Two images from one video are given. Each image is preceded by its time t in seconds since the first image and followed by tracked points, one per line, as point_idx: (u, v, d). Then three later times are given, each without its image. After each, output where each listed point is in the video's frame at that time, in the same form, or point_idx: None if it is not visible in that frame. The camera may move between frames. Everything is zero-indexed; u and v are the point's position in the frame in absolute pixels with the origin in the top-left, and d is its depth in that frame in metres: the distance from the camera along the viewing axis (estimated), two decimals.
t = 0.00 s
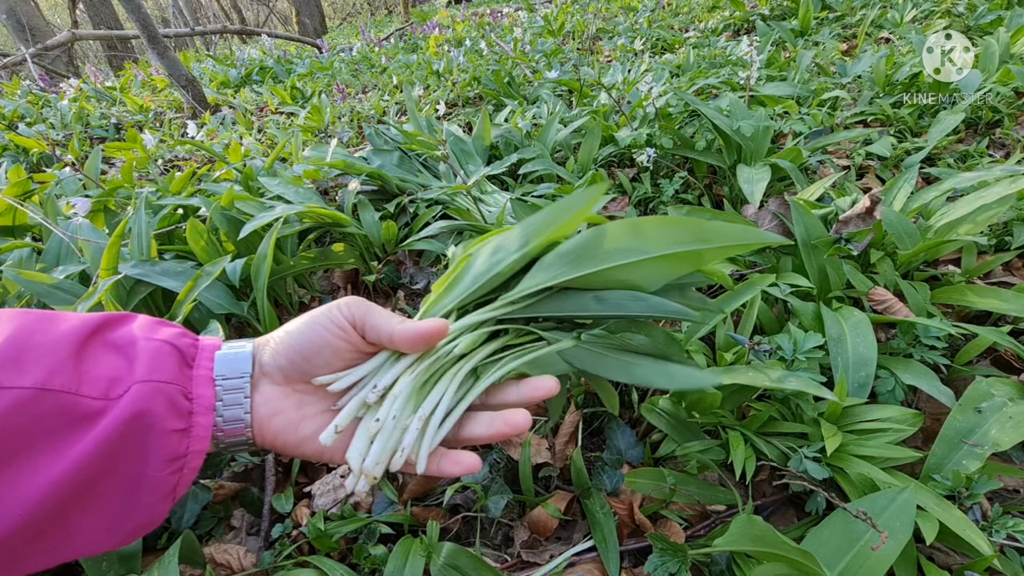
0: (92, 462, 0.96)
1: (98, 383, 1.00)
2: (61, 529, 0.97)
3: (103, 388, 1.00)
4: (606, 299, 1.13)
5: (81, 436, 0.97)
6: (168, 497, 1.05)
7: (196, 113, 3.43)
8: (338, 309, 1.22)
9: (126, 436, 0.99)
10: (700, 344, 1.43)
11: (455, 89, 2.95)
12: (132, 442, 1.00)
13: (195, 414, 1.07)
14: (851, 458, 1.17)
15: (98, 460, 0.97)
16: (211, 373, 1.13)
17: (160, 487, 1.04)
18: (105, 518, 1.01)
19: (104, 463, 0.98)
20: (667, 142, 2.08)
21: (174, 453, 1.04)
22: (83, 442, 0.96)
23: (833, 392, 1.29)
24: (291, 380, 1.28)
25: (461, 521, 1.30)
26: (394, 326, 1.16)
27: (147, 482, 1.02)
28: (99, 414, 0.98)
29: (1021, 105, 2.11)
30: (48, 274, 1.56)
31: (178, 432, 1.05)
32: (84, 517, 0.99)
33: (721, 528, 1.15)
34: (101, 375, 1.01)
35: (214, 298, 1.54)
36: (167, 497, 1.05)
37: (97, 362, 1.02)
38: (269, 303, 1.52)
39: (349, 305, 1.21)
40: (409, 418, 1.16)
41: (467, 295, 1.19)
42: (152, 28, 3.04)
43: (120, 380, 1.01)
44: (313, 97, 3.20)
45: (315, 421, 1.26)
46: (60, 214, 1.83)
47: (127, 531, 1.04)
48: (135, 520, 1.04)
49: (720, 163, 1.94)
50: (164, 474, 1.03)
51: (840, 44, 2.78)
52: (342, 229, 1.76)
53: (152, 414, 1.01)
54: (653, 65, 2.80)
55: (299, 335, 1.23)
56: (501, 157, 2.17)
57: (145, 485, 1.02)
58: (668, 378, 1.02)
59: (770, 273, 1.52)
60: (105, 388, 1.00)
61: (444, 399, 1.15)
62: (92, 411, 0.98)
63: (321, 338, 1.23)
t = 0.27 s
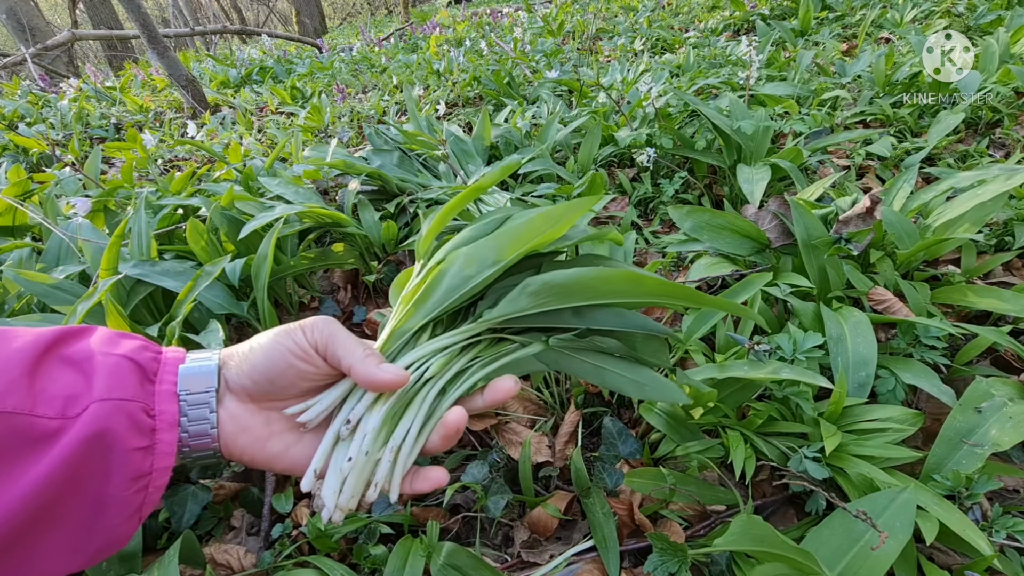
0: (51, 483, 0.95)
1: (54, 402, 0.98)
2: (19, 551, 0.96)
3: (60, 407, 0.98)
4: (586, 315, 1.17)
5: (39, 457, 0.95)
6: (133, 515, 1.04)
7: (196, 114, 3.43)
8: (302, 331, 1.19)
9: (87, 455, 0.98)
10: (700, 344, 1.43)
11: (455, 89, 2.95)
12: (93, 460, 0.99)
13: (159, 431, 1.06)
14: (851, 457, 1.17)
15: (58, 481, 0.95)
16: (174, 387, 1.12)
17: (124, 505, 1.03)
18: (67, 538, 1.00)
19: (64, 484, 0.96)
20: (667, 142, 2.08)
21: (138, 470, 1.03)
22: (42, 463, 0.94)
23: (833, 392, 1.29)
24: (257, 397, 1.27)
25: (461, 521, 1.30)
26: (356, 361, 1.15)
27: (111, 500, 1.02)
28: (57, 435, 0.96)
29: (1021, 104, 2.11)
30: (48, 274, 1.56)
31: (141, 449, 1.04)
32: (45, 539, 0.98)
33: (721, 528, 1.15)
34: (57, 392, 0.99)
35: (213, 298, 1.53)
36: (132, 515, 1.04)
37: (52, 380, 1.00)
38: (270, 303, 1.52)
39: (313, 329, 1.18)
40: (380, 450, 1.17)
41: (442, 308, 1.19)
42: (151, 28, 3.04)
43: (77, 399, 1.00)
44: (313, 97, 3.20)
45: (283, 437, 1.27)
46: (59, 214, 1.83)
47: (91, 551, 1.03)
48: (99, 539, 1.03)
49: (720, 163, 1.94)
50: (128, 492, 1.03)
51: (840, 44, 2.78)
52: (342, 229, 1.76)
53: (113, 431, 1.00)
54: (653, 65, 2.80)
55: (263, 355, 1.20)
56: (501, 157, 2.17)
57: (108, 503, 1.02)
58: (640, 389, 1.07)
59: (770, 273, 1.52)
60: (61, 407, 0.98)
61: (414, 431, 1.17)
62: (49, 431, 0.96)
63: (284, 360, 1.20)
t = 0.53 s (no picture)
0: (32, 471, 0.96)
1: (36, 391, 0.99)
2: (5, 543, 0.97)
3: (41, 398, 0.99)
4: (574, 291, 1.20)
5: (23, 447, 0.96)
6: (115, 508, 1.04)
7: (196, 113, 3.43)
8: (286, 316, 1.19)
9: (70, 445, 0.99)
10: (700, 344, 1.42)
11: (455, 89, 2.95)
12: (76, 450, 1.00)
13: (143, 420, 1.07)
14: (851, 458, 1.17)
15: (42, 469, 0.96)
16: (159, 375, 1.12)
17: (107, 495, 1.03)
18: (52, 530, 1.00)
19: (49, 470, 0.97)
20: (667, 142, 2.07)
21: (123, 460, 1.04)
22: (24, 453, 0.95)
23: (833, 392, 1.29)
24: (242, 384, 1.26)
25: (461, 521, 1.30)
26: (340, 342, 1.16)
27: (92, 493, 1.02)
28: (39, 424, 0.98)
29: (1021, 105, 2.11)
30: (48, 274, 1.56)
31: (126, 438, 1.04)
32: (30, 530, 0.99)
33: (721, 528, 1.15)
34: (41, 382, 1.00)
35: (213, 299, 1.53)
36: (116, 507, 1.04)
37: (33, 371, 1.01)
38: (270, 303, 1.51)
39: (296, 313, 1.18)
40: (372, 434, 1.20)
41: (423, 284, 1.19)
42: (151, 28, 3.04)
43: (58, 389, 1.01)
44: (313, 97, 3.19)
45: (271, 424, 1.26)
46: (60, 214, 1.83)
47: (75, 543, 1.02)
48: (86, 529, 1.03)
49: (720, 163, 1.94)
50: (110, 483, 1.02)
51: (840, 44, 2.78)
52: (342, 229, 1.76)
53: (96, 421, 1.01)
54: (653, 65, 2.80)
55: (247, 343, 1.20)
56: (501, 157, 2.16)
57: (94, 493, 1.02)
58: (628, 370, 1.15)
59: (770, 273, 1.52)
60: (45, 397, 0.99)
61: (404, 414, 1.20)
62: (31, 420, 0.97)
63: (267, 345, 1.20)
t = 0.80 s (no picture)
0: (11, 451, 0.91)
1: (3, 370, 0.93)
2: None
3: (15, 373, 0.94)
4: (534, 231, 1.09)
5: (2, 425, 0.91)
6: (97, 479, 1.00)
7: (196, 113, 3.43)
8: (270, 277, 1.12)
9: (49, 420, 0.94)
10: (700, 344, 1.42)
11: (455, 89, 2.95)
12: (56, 426, 0.95)
13: (125, 393, 1.02)
14: (851, 458, 1.17)
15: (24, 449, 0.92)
16: (136, 348, 1.07)
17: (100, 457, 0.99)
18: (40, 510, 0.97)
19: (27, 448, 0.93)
20: (667, 142, 2.08)
21: (100, 433, 0.99)
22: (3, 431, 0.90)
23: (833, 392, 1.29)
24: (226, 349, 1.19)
25: (461, 521, 1.30)
26: (327, 296, 1.07)
27: (75, 471, 0.98)
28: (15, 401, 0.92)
29: (1021, 105, 2.11)
30: (48, 274, 1.56)
31: (108, 411, 1.00)
32: (16, 509, 0.95)
33: (721, 528, 1.15)
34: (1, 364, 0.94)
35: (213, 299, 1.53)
36: (108, 473, 1.01)
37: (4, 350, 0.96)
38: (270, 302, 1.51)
39: (279, 274, 1.11)
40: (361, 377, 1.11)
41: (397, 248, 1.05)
42: (151, 28, 3.04)
43: (31, 366, 0.95)
44: (313, 97, 3.19)
45: (261, 385, 1.20)
46: (59, 214, 1.83)
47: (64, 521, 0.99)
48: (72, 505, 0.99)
49: (720, 163, 1.94)
50: (91, 458, 0.98)
51: (840, 44, 2.78)
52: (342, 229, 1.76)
53: (75, 396, 0.96)
54: (653, 65, 2.80)
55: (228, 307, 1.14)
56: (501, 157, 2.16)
57: (80, 469, 0.98)
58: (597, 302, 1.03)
59: (770, 273, 1.52)
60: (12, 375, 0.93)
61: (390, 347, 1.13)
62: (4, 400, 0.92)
63: (253, 307, 1.14)
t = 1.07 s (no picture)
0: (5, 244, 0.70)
1: None
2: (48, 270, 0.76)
3: None
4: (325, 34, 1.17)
5: None
6: (120, 213, 0.79)
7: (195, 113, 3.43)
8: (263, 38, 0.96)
9: (87, 183, 0.75)
10: (700, 344, 1.42)
11: (455, 89, 2.95)
12: (86, 182, 0.75)
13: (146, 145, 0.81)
14: (851, 458, 1.17)
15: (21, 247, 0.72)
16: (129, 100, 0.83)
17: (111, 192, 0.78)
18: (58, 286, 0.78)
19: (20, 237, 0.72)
20: (667, 142, 2.08)
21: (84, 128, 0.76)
22: None
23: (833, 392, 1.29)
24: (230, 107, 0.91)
25: (461, 521, 1.30)
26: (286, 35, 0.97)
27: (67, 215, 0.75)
28: None
29: (1021, 105, 2.11)
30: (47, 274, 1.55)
31: (137, 159, 0.80)
32: (85, 242, 0.78)
33: (721, 528, 1.15)
34: None
35: (213, 298, 1.53)
36: (104, 176, 0.77)
37: None
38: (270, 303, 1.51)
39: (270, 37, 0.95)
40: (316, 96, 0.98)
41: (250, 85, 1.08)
42: (151, 28, 3.04)
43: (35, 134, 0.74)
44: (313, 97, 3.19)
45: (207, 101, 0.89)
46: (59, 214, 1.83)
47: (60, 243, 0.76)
48: (126, 249, 0.81)
49: (720, 163, 1.94)
50: (125, 196, 0.79)
51: (840, 44, 2.78)
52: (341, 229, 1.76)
53: (97, 148, 0.76)
54: (653, 65, 2.80)
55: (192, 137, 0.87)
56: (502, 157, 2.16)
57: (128, 202, 0.79)
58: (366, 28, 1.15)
59: (770, 273, 1.52)
60: None
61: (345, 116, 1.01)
62: None
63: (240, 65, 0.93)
